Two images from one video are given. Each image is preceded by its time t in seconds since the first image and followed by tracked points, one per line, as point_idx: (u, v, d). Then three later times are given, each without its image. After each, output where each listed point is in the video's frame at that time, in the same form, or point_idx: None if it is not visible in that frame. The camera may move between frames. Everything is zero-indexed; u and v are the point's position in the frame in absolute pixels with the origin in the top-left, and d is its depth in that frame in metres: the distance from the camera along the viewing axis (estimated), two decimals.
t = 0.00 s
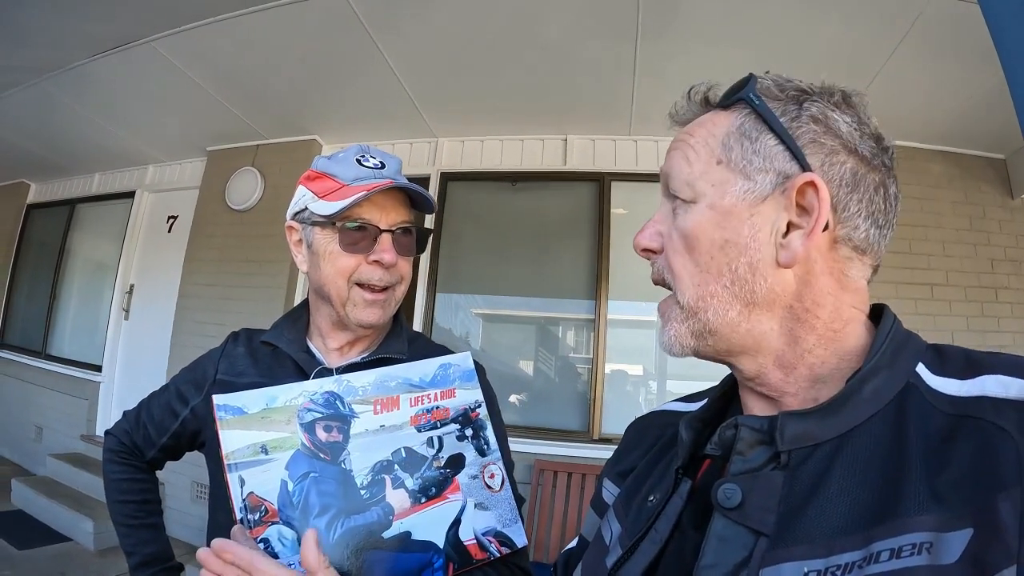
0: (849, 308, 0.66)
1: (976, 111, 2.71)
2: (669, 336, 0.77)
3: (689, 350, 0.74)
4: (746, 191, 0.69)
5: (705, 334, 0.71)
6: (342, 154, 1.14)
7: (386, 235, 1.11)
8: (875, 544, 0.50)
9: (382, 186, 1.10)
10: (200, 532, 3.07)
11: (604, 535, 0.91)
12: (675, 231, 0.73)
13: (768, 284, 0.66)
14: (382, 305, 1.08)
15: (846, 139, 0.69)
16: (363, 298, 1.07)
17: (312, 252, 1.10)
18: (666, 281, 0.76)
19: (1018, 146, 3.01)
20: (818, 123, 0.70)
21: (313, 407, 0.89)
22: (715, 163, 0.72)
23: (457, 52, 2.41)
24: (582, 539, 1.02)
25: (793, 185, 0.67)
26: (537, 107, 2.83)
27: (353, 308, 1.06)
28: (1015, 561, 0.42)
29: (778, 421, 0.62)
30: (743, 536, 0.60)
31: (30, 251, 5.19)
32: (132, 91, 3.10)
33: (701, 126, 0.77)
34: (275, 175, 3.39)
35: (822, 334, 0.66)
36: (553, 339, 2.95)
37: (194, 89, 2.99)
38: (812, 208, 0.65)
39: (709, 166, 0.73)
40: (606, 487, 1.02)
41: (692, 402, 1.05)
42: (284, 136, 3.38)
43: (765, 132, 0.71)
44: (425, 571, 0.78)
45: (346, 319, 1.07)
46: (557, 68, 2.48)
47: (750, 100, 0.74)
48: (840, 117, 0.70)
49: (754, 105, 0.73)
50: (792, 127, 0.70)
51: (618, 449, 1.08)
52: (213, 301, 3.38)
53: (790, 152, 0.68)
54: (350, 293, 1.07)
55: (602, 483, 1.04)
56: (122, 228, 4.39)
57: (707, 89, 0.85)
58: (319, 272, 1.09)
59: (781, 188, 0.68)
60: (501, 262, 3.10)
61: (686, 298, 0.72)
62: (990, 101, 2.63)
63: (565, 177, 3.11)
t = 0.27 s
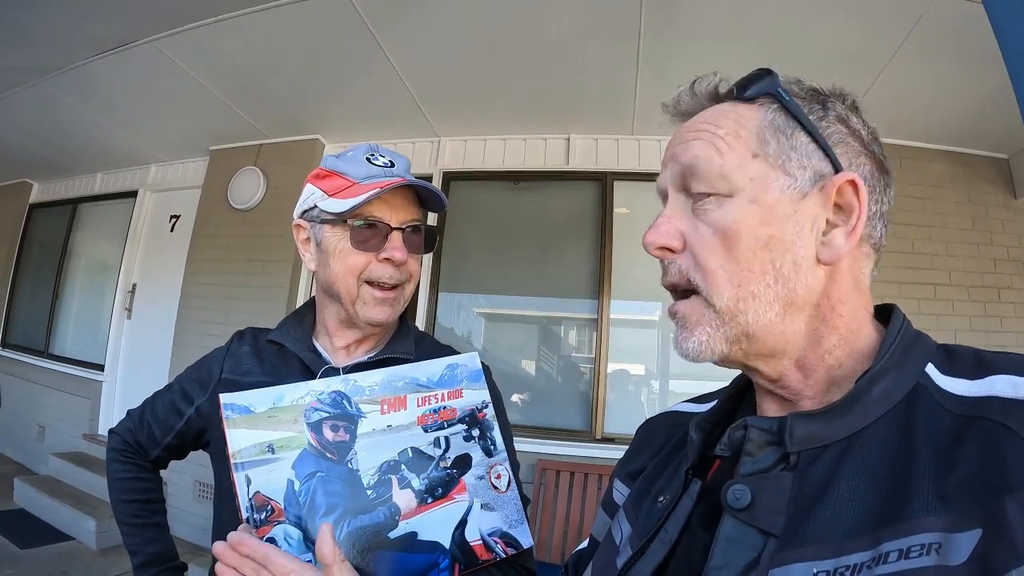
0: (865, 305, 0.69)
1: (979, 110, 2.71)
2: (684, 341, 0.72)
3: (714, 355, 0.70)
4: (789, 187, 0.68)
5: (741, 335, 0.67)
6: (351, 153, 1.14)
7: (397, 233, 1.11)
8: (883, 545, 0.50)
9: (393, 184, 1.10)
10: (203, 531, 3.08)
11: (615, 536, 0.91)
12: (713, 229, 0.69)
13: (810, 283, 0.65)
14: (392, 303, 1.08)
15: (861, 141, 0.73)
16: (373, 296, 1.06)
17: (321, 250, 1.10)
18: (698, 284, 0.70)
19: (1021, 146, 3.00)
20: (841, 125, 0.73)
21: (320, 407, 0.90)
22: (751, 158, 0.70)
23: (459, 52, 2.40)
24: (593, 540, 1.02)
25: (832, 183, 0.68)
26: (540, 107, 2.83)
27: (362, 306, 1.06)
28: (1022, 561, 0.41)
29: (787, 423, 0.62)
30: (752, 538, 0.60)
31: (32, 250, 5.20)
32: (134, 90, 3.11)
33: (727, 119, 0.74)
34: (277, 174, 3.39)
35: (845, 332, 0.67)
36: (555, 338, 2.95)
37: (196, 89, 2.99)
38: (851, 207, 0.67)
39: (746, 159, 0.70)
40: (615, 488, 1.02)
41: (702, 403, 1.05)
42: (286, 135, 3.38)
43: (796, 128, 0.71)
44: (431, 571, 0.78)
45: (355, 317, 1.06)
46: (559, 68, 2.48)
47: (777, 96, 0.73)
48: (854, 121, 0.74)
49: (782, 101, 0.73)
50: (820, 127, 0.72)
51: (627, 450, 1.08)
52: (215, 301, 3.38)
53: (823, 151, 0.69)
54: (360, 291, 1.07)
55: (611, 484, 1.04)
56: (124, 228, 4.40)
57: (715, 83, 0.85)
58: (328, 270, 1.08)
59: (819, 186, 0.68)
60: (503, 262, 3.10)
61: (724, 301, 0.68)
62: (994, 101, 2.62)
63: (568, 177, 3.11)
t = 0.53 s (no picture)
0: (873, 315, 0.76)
1: (981, 110, 2.70)
2: (789, 336, 0.66)
3: (821, 349, 0.65)
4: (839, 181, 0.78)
5: (843, 322, 0.66)
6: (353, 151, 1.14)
7: (399, 232, 1.11)
8: (888, 546, 0.48)
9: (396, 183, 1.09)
10: (203, 531, 3.07)
11: (616, 542, 0.91)
12: (810, 211, 0.70)
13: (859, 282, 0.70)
14: (395, 303, 1.07)
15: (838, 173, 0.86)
16: (376, 294, 1.06)
17: (324, 249, 1.10)
18: (810, 270, 0.66)
19: None
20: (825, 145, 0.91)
21: (324, 405, 0.89)
22: (810, 151, 0.78)
23: (460, 51, 2.40)
24: (593, 545, 1.02)
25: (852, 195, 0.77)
26: (541, 106, 2.82)
27: (365, 305, 1.05)
28: None
29: (788, 425, 0.63)
30: (756, 541, 0.60)
31: (34, 250, 5.20)
32: (135, 90, 3.10)
33: (778, 115, 0.81)
34: (278, 174, 3.39)
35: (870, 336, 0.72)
36: (556, 338, 2.94)
37: (197, 89, 2.99)
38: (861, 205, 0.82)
39: (808, 152, 0.77)
40: (617, 493, 1.02)
41: (702, 405, 1.05)
42: (288, 135, 3.38)
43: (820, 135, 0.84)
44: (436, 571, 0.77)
45: (358, 317, 1.06)
46: (560, 67, 2.47)
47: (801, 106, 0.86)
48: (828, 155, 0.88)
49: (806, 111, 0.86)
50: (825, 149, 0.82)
51: (628, 455, 1.08)
52: (216, 300, 3.38)
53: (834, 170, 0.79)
54: (362, 290, 1.06)
55: (612, 489, 1.04)
56: (125, 227, 4.40)
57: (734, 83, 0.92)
58: (331, 269, 1.08)
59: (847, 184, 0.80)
60: (504, 261, 3.10)
61: (797, 301, 0.66)
62: (997, 100, 2.61)
63: (569, 176, 3.10)
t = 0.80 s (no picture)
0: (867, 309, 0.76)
1: (983, 110, 2.70)
2: (785, 339, 0.66)
3: (816, 350, 0.65)
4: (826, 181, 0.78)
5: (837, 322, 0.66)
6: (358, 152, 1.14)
7: (403, 232, 1.11)
8: (885, 543, 0.48)
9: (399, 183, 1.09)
10: (205, 531, 3.08)
11: (611, 541, 0.90)
12: (801, 212, 0.70)
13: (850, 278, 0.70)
14: (399, 303, 1.07)
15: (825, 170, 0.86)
16: (382, 296, 1.05)
17: (328, 250, 1.10)
18: (802, 271, 0.66)
19: None
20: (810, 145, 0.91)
21: (328, 403, 0.89)
22: (797, 153, 0.78)
23: (461, 51, 2.40)
24: (589, 545, 1.01)
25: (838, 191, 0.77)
26: (542, 106, 2.82)
27: (370, 307, 1.05)
28: None
29: (784, 423, 0.63)
30: (753, 540, 0.59)
31: (35, 250, 5.21)
32: (137, 90, 3.11)
33: (762, 119, 0.81)
34: (280, 174, 3.39)
35: (865, 331, 0.72)
36: (557, 338, 2.95)
37: (199, 88, 2.99)
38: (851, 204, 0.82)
39: (793, 154, 0.78)
40: (611, 492, 1.02)
41: (697, 405, 1.05)
42: (289, 135, 3.38)
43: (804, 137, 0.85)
44: (441, 568, 0.77)
45: (363, 318, 1.06)
46: (561, 67, 2.47)
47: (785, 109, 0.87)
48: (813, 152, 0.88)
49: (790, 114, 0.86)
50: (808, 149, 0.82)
51: (622, 455, 1.07)
52: (217, 300, 3.39)
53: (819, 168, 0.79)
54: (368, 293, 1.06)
55: (607, 488, 1.03)
56: (127, 227, 4.40)
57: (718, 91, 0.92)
58: (336, 270, 1.08)
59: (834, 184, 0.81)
60: (505, 261, 3.10)
61: (789, 303, 0.66)
62: (998, 100, 2.61)
63: (571, 176, 3.11)
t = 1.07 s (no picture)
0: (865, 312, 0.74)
1: (984, 111, 2.70)
2: (765, 349, 0.66)
3: (800, 359, 0.65)
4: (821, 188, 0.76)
5: (823, 332, 0.65)
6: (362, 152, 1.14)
7: (404, 230, 1.11)
8: (888, 542, 0.48)
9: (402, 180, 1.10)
10: (205, 531, 3.08)
11: (610, 541, 0.90)
12: (785, 222, 0.70)
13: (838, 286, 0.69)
14: (399, 302, 1.07)
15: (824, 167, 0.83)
16: (381, 294, 1.05)
17: (330, 247, 1.10)
18: (782, 281, 0.66)
19: None
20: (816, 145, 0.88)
21: (329, 405, 0.89)
22: (791, 158, 0.77)
23: (462, 51, 2.40)
24: (590, 544, 1.01)
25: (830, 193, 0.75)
26: (543, 107, 2.82)
27: (369, 305, 1.05)
28: None
29: (785, 421, 0.62)
30: (753, 538, 0.59)
31: (36, 250, 5.21)
32: (137, 90, 3.11)
33: (753, 125, 0.80)
34: (280, 174, 3.39)
35: (860, 335, 0.71)
36: (557, 338, 2.95)
37: (199, 88, 2.99)
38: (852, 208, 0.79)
39: (785, 160, 0.76)
40: (611, 492, 1.02)
41: (698, 407, 1.05)
42: (290, 135, 3.39)
43: (803, 141, 0.82)
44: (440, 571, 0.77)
45: (361, 316, 1.06)
46: (561, 68, 2.48)
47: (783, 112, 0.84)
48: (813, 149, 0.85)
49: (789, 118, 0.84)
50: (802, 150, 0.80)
51: (623, 455, 1.07)
52: (217, 300, 3.39)
53: (812, 170, 0.77)
54: (367, 289, 1.06)
55: (607, 489, 1.03)
56: (127, 228, 4.40)
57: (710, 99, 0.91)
58: (336, 268, 1.08)
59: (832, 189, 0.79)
60: (505, 262, 3.10)
61: (768, 315, 0.66)
62: (999, 101, 2.61)
63: (571, 177, 3.11)
